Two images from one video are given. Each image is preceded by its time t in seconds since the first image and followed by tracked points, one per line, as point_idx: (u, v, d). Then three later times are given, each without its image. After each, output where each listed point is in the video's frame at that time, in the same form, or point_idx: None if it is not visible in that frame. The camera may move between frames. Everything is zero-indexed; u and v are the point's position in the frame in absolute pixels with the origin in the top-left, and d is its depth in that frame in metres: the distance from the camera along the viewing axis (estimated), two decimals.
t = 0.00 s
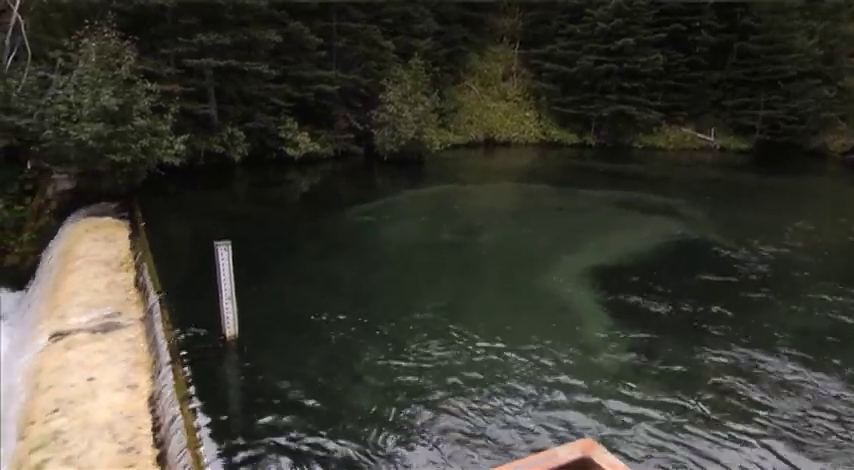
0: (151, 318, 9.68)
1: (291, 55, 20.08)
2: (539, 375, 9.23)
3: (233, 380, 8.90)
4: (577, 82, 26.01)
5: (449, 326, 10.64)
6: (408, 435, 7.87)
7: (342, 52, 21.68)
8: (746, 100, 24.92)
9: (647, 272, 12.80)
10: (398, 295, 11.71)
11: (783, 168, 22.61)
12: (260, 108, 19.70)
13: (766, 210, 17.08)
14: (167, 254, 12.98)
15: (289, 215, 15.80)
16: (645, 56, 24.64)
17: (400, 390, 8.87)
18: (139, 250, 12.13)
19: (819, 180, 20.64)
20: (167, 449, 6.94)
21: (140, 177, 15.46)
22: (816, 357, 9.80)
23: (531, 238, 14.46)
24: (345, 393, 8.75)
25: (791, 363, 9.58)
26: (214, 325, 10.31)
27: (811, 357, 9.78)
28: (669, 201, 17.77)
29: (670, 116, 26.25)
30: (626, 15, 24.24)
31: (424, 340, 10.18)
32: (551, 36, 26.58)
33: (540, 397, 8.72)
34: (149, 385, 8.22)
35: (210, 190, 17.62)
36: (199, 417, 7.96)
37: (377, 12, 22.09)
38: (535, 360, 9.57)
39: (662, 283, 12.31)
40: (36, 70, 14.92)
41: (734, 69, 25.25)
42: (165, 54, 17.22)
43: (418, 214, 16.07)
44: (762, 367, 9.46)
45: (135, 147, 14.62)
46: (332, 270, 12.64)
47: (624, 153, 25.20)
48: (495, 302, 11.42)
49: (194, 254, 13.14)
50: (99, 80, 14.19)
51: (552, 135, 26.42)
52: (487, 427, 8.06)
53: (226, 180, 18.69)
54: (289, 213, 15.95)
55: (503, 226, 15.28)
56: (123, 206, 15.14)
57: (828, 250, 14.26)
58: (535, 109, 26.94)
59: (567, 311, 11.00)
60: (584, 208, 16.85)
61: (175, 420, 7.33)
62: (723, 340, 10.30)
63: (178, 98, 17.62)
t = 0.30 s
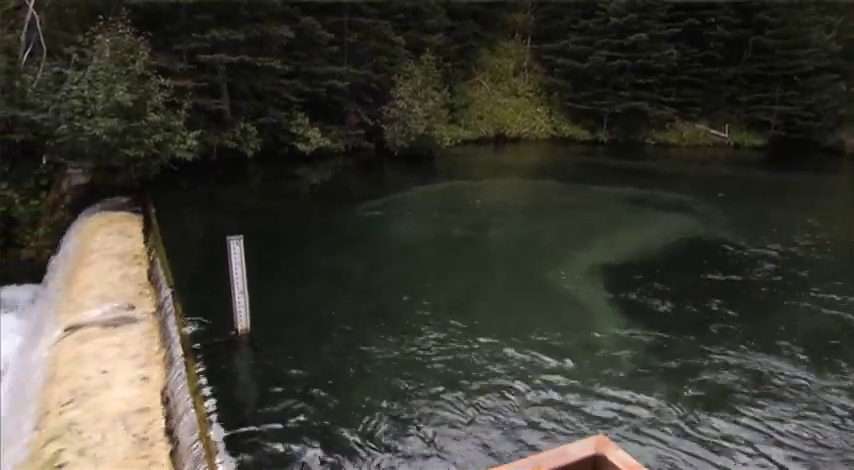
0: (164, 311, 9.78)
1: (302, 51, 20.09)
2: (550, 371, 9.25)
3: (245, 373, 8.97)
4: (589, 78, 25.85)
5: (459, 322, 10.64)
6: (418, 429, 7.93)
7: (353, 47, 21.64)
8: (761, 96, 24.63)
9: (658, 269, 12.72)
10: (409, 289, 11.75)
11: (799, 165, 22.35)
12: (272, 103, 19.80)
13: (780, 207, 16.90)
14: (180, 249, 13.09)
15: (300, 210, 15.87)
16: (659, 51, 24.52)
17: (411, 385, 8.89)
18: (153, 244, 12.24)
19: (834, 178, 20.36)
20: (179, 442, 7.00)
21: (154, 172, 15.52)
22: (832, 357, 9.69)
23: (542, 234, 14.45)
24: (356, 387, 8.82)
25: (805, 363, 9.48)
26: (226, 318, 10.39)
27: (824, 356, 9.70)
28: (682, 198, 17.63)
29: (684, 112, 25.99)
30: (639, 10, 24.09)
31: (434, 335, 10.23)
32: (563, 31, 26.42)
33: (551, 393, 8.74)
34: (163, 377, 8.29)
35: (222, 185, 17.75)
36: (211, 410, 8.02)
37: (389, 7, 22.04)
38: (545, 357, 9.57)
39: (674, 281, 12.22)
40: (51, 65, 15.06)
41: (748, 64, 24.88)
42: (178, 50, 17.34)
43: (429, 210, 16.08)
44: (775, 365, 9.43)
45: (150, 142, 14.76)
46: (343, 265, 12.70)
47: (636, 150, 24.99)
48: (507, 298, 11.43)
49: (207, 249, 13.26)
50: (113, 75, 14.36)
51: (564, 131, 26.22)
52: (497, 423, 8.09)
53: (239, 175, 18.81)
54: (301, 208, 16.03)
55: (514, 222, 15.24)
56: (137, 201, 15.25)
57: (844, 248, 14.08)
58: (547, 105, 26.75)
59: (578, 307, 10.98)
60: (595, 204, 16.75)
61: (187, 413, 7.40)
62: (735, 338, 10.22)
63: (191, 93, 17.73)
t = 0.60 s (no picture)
0: (176, 305, 9.87)
1: (313, 46, 20.05)
2: (560, 368, 9.23)
3: (256, 367, 9.03)
4: (601, 74, 25.68)
5: (468, 318, 10.64)
6: (428, 426, 7.95)
7: (363, 43, 21.58)
8: (776, 92, 24.36)
9: (671, 267, 12.62)
10: (419, 286, 11.76)
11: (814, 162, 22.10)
12: (283, 99, 19.84)
13: (794, 204, 16.74)
14: (192, 243, 13.19)
15: (311, 205, 15.92)
16: (672, 47, 24.21)
17: (421, 381, 8.91)
18: (165, 239, 12.34)
19: (851, 176, 20.06)
20: (191, 433, 7.07)
21: (166, 166, 15.61)
22: (846, 357, 9.59)
23: (553, 230, 14.39)
24: (366, 382, 8.85)
25: (819, 363, 9.40)
26: (238, 313, 10.46)
27: (838, 356, 9.61)
28: (694, 195, 17.47)
29: (696, 109, 25.75)
30: (653, 6, 23.77)
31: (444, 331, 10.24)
32: (574, 27, 26.27)
33: (561, 390, 8.73)
34: (175, 371, 8.37)
35: (234, 181, 17.85)
36: (223, 403, 8.09)
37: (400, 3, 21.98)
38: (555, 355, 9.54)
39: (689, 281, 12.08)
40: (65, 60, 15.12)
41: (763, 60, 24.52)
42: (190, 45, 17.49)
43: (440, 206, 16.07)
44: (788, 363, 9.37)
45: (161, 137, 14.88)
46: (354, 261, 12.72)
47: (648, 147, 24.79)
48: (518, 294, 11.41)
49: (219, 244, 13.35)
50: (125, 71, 14.51)
51: (575, 128, 26.06)
52: (506, 420, 8.09)
53: (250, 171, 18.90)
54: (311, 203, 16.08)
55: (525, 219, 15.21)
56: (149, 196, 15.37)
57: None
58: (558, 101, 26.60)
59: (589, 305, 10.93)
60: (606, 202, 16.64)
61: (199, 405, 7.46)
62: (748, 337, 10.14)
63: (203, 89, 17.81)
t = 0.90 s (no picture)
0: (186, 299, 9.94)
1: (323, 41, 20.01)
2: (568, 364, 9.21)
3: (265, 361, 9.09)
4: (611, 69, 25.52)
5: (476, 314, 10.64)
6: (436, 420, 7.98)
7: (373, 38, 21.49)
8: (789, 88, 24.10)
9: (681, 264, 12.54)
10: (428, 280, 11.78)
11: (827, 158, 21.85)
12: (293, 94, 19.88)
13: (807, 201, 16.58)
14: (203, 237, 13.28)
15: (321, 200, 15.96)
16: (683, 41, 24.21)
17: (429, 376, 8.93)
18: (175, 233, 12.42)
19: None
20: (201, 426, 7.14)
21: (176, 161, 15.73)
22: None
23: (563, 226, 14.34)
24: (374, 376, 8.89)
25: (829, 362, 9.33)
26: (247, 307, 10.53)
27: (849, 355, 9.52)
28: (705, 192, 17.32)
29: (708, 104, 25.49)
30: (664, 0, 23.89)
31: (452, 326, 10.25)
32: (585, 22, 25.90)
33: (569, 386, 8.72)
34: (185, 363, 8.44)
35: (244, 175, 17.94)
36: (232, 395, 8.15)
37: None
38: (564, 351, 9.53)
39: (701, 279, 11.95)
40: (77, 55, 15.18)
41: (777, 56, 24.28)
42: (201, 41, 17.57)
43: (449, 202, 16.06)
44: (799, 362, 9.30)
45: (172, 132, 14.97)
46: (363, 255, 12.75)
47: (659, 142, 24.58)
48: (526, 290, 11.40)
49: (229, 238, 13.43)
50: (137, 66, 14.65)
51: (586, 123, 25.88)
52: (514, 416, 8.10)
53: (259, 165, 18.97)
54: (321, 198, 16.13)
55: (534, 214, 15.14)
56: (160, 190, 15.48)
57: None
58: (568, 96, 26.41)
59: (598, 301, 10.89)
60: (616, 198, 16.53)
61: (208, 399, 7.52)
62: (758, 335, 10.08)
63: (214, 84, 17.89)
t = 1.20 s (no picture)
0: (197, 295, 10.01)
1: (332, 39, 20.00)
2: (576, 361, 9.21)
3: (274, 357, 9.15)
4: (621, 66, 25.39)
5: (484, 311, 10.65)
6: (444, 416, 8.02)
7: (381, 35, 21.51)
8: (801, 85, 23.90)
9: (690, 263, 12.48)
10: (435, 277, 11.80)
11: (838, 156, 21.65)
12: (301, 91, 19.92)
13: (818, 199, 16.44)
14: (212, 234, 13.37)
15: (329, 197, 16.01)
16: (695, 38, 24.03)
17: (437, 372, 8.96)
18: (185, 229, 12.51)
19: None
20: (211, 420, 7.21)
21: (187, 157, 15.72)
22: None
23: (572, 223, 14.31)
24: (382, 372, 8.93)
25: (839, 361, 9.27)
26: (256, 303, 10.59)
27: None
28: (715, 190, 17.19)
29: (719, 102, 25.26)
30: None
31: (460, 324, 10.27)
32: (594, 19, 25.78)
33: (577, 383, 8.73)
34: (195, 358, 8.52)
35: (253, 172, 18.02)
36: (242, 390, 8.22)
37: None
38: (572, 348, 9.53)
39: (709, 277, 11.93)
40: (88, 53, 15.31)
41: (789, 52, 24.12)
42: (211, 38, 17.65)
43: (457, 199, 16.05)
44: (808, 361, 9.26)
45: (182, 129, 15.05)
46: (371, 252, 12.78)
47: (669, 140, 24.41)
48: (534, 287, 11.38)
49: (238, 234, 13.51)
50: (148, 63, 14.83)
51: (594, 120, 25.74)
52: (523, 413, 8.12)
53: (268, 162, 19.05)
54: (329, 195, 16.18)
55: (543, 212, 15.09)
56: (170, 187, 15.60)
57: None
58: (578, 93, 26.27)
59: (606, 299, 10.87)
60: (625, 195, 16.45)
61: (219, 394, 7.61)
62: (767, 333, 10.04)
63: (223, 81, 17.98)
